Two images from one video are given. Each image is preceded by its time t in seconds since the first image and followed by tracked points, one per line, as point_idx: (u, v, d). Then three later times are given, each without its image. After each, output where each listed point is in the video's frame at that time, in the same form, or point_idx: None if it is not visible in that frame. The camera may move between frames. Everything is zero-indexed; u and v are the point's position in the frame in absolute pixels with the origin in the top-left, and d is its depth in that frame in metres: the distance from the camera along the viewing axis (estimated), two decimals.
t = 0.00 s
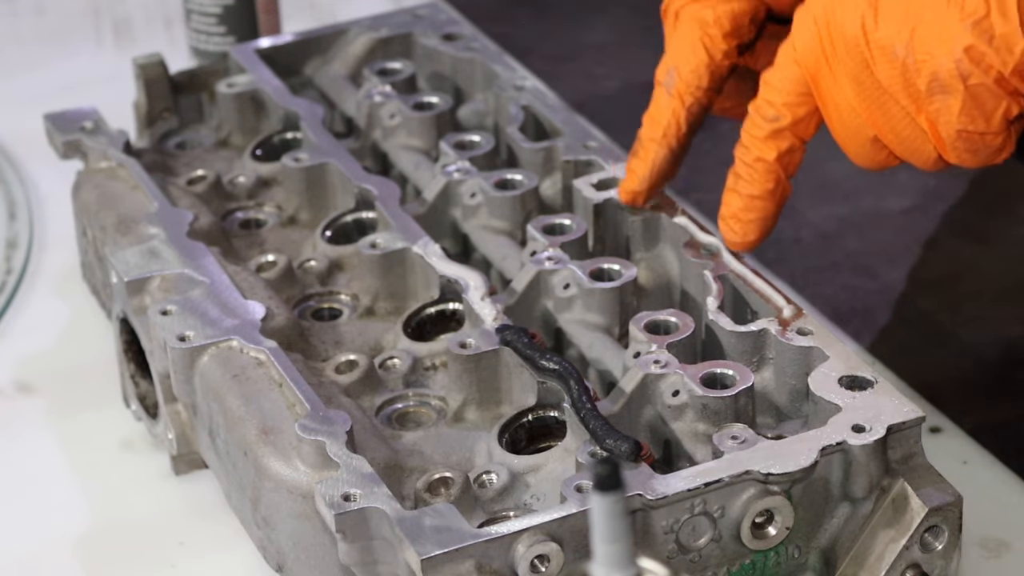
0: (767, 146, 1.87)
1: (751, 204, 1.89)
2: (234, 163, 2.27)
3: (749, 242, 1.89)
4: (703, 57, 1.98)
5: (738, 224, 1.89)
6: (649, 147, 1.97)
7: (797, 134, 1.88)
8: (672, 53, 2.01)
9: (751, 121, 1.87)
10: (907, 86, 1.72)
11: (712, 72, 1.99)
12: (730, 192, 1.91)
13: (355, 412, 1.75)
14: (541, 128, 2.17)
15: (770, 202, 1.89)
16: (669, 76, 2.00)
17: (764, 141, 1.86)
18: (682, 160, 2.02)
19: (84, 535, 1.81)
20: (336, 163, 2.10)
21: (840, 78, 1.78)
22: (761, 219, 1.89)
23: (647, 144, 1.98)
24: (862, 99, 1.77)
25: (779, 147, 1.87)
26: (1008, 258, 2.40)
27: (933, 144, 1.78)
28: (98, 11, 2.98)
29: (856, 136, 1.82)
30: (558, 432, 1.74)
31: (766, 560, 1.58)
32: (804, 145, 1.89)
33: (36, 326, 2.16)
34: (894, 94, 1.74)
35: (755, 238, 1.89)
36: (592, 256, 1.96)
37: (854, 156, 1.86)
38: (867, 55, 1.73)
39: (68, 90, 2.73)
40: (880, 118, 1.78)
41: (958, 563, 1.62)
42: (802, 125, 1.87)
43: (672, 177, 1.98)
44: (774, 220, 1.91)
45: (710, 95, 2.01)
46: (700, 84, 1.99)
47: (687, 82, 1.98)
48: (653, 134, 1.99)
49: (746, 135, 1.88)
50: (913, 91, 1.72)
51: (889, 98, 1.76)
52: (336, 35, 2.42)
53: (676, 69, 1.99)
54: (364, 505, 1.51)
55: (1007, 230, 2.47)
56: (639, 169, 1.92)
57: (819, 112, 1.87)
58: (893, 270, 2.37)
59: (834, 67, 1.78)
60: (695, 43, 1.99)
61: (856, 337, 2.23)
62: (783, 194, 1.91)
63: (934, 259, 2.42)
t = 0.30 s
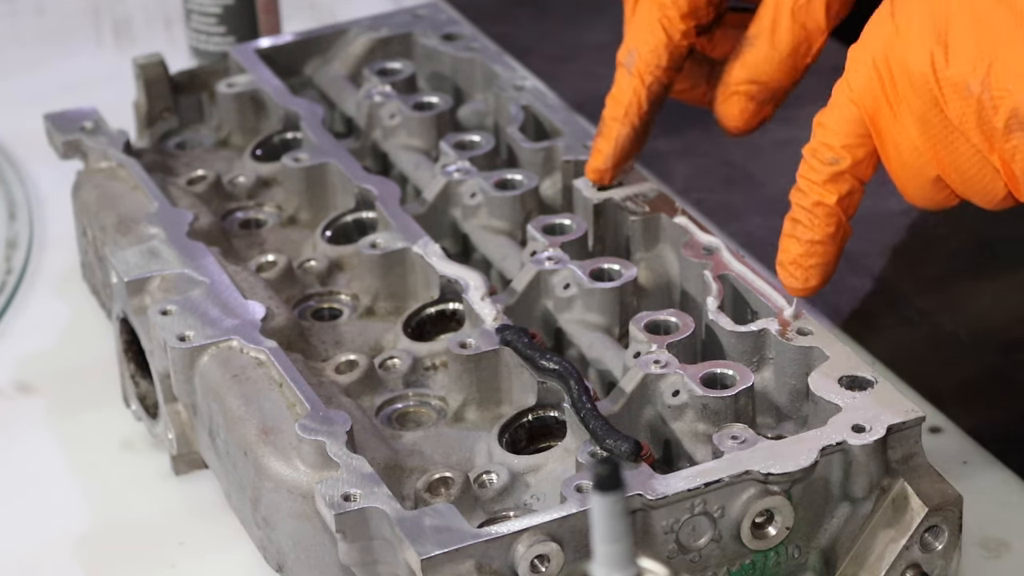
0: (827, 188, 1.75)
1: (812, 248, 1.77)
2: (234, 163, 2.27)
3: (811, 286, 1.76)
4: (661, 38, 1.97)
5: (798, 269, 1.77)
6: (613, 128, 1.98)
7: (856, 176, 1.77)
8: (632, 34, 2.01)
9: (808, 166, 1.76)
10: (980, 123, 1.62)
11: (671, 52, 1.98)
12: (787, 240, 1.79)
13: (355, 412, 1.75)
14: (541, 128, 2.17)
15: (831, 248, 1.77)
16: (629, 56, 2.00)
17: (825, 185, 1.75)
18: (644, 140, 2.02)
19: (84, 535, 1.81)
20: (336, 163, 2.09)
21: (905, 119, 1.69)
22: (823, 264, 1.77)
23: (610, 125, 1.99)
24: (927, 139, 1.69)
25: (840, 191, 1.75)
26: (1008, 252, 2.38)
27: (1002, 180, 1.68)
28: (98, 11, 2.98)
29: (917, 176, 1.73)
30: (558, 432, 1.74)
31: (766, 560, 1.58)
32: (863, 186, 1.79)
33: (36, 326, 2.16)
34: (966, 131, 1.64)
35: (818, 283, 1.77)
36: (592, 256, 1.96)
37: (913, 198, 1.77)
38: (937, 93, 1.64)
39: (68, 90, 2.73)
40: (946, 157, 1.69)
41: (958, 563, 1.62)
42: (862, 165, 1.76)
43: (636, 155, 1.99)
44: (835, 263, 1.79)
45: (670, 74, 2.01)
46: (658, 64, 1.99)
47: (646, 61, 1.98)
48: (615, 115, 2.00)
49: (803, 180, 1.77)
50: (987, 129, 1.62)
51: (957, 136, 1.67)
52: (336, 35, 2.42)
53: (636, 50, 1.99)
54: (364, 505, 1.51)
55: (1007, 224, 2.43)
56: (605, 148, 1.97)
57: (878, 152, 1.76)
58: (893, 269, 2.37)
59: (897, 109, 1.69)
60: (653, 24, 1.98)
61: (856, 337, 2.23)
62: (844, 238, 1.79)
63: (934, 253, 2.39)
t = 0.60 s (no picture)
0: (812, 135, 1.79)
1: (798, 196, 1.81)
2: (234, 163, 2.27)
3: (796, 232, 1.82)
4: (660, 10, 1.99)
5: (784, 217, 1.82)
6: (615, 103, 2.02)
7: (844, 126, 1.80)
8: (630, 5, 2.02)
9: (797, 114, 1.80)
10: (968, 79, 1.64)
11: (671, 23, 2.00)
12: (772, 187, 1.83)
13: (355, 412, 1.75)
14: (541, 128, 2.17)
15: (815, 195, 1.81)
16: (628, 28, 2.02)
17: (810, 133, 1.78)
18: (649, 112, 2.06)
19: (84, 535, 1.81)
20: (336, 163, 2.10)
21: (896, 69, 1.71)
22: (807, 213, 1.81)
23: (613, 100, 2.03)
24: (915, 93, 1.71)
25: (827, 139, 1.79)
26: (1005, 258, 2.38)
27: (987, 140, 1.69)
28: (98, 11, 2.98)
29: (903, 130, 1.75)
30: (558, 432, 1.74)
31: (766, 560, 1.58)
32: (851, 135, 1.82)
33: (36, 326, 2.16)
34: (953, 85, 1.66)
35: (802, 230, 1.82)
36: (592, 256, 1.96)
37: (898, 151, 1.79)
38: (928, 47, 1.66)
39: (68, 90, 2.73)
40: (934, 112, 1.71)
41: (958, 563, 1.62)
42: (850, 115, 1.80)
43: (640, 128, 2.04)
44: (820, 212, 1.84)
45: (670, 45, 2.02)
46: (657, 36, 2.00)
47: (645, 34, 2.00)
48: (617, 88, 2.03)
49: (791, 127, 1.80)
50: (975, 85, 1.64)
51: (945, 91, 1.68)
52: (336, 35, 2.42)
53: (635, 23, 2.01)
54: (364, 505, 1.51)
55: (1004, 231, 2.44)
56: (609, 123, 2.02)
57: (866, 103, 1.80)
58: (893, 269, 2.36)
59: (889, 59, 1.72)
60: None
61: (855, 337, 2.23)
62: (829, 186, 1.83)
63: (933, 257, 2.39)
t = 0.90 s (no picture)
0: (763, 105, 1.87)
1: (746, 157, 1.91)
2: (234, 163, 2.27)
3: (744, 190, 1.94)
4: (671, 36, 1.98)
5: (733, 176, 1.93)
6: (630, 128, 1.99)
7: (792, 93, 1.88)
8: (641, 34, 2.01)
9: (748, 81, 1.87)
10: (908, 52, 1.68)
11: (684, 49, 1.99)
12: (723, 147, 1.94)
13: (355, 412, 1.75)
14: (541, 128, 2.17)
15: (765, 158, 1.91)
16: (640, 57, 2.00)
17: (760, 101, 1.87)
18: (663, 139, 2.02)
19: (84, 535, 1.81)
20: (336, 163, 2.10)
21: (842, 41, 1.75)
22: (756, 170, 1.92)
23: (628, 126, 2.00)
24: (860, 64, 1.75)
25: (775, 105, 1.87)
26: (1008, 257, 2.38)
27: (927, 112, 1.75)
28: (98, 12, 2.98)
29: (849, 99, 1.80)
30: (558, 432, 1.74)
31: (766, 560, 1.58)
32: (800, 102, 1.90)
33: (36, 326, 2.16)
34: (895, 57, 1.71)
35: (750, 190, 1.94)
36: (592, 256, 1.96)
37: (844, 119, 1.84)
38: (871, 20, 1.70)
39: (68, 90, 2.73)
40: (877, 84, 1.75)
41: (958, 563, 1.62)
42: (799, 84, 1.87)
43: (653, 156, 1.99)
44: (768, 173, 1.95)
45: (684, 71, 2.01)
46: (672, 62, 1.99)
47: (659, 60, 1.99)
48: (631, 116, 2.01)
49: (742, 92, 1.88)
50: (914, 59, 1.69)
51: (888, 63, 1.73)
52: (336, 35, 2.42)
53: (647, 49, 1.99)
54: (364, 505, 1.51)
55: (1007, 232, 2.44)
56: (623, 149, 1.97)
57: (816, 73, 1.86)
58: (894, 269, 2.36)
59: (836, 29, 1.75)
60: (661, 23, 1.98)
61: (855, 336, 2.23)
62: (780, 147, 1.93)
63: (935, 258, 2.39)
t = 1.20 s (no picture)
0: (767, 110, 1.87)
1: (750, 169, 1.89)
2: (234, 162, 2.27)
3: (746, 204, 1.91)
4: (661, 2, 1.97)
5: (735, 189, 1.91)
6: (622, 100, 2.01)
7: (797, 101, 1.88)
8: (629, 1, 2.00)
9: (751, 88, 1.87)
10: (921, 51, 1.70)
11: (671, 15, 1.98)
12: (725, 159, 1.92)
13: (355, 412, 1.75)
14: (541, 128, 2.17)
15: (769, 168, 1.90)
16: (629, 24, 2.00)
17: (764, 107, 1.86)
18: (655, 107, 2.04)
19: (84, 535, 1.81)
20: (336, 162, 2.09)
21: (851, 43, 1.76)
22: (758, 184, 1.90)
23: (619, 97, 2.02)
24: (870, 67, 1.76)
25: (780, 113, 1.87)
26: (1011, 258, 2.38)
27: (939, 116, 1.75)
28: (98, 12, 2.98)
29: (856, 105, 1.81)
30: (558, 432, 1.73)
31: (766, 560, 1.58)
32: (804, 111, 1.90)
33: (36, 326, 2.15)
34: (907, 58, 1.72)
35: (753, 203, 1.92)
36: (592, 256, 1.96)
37: (852, 127, 1.84)
38: (882, 21, 1.72)
39: (68, 90, 2.73)
40: (887, 88, 1.76)
41: (958, 563, 1.62)
42: (803, 91, 1.87)
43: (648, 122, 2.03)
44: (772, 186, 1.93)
45: (672, 39, 2.01)
46: (660, 29, 1.99)
47: (647, 28, 1.98)
48: (621, 85, 2.02)
49: (747, 100, 1.88)
50: (927, 58, 1.70)
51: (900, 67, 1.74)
52: (336, 35, 2.42)
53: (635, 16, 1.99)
54: (364, 505, 1.50)
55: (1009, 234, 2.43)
56: (617, 121, 2.01)
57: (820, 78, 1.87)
58: (894, 269, 2.36)
59: (844, 32, 1.77)
60: None
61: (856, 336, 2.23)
62: (783, 161, 1.91)
63: (935, 258, 2.39)
